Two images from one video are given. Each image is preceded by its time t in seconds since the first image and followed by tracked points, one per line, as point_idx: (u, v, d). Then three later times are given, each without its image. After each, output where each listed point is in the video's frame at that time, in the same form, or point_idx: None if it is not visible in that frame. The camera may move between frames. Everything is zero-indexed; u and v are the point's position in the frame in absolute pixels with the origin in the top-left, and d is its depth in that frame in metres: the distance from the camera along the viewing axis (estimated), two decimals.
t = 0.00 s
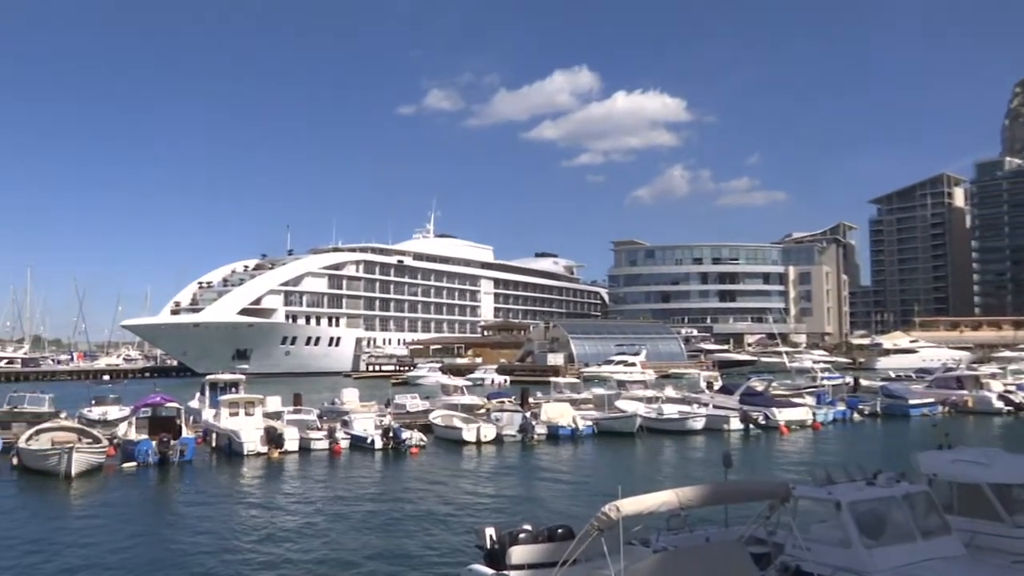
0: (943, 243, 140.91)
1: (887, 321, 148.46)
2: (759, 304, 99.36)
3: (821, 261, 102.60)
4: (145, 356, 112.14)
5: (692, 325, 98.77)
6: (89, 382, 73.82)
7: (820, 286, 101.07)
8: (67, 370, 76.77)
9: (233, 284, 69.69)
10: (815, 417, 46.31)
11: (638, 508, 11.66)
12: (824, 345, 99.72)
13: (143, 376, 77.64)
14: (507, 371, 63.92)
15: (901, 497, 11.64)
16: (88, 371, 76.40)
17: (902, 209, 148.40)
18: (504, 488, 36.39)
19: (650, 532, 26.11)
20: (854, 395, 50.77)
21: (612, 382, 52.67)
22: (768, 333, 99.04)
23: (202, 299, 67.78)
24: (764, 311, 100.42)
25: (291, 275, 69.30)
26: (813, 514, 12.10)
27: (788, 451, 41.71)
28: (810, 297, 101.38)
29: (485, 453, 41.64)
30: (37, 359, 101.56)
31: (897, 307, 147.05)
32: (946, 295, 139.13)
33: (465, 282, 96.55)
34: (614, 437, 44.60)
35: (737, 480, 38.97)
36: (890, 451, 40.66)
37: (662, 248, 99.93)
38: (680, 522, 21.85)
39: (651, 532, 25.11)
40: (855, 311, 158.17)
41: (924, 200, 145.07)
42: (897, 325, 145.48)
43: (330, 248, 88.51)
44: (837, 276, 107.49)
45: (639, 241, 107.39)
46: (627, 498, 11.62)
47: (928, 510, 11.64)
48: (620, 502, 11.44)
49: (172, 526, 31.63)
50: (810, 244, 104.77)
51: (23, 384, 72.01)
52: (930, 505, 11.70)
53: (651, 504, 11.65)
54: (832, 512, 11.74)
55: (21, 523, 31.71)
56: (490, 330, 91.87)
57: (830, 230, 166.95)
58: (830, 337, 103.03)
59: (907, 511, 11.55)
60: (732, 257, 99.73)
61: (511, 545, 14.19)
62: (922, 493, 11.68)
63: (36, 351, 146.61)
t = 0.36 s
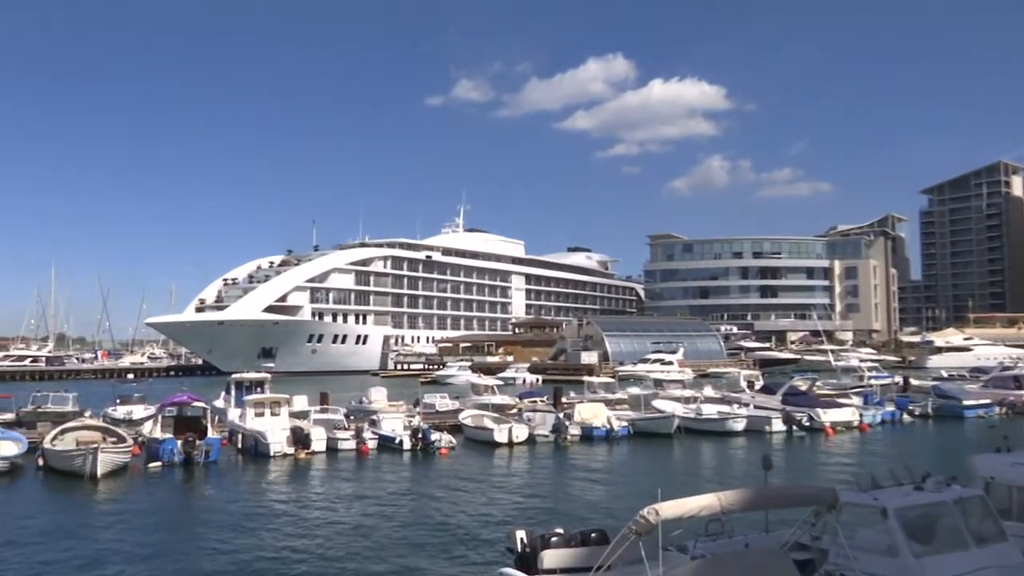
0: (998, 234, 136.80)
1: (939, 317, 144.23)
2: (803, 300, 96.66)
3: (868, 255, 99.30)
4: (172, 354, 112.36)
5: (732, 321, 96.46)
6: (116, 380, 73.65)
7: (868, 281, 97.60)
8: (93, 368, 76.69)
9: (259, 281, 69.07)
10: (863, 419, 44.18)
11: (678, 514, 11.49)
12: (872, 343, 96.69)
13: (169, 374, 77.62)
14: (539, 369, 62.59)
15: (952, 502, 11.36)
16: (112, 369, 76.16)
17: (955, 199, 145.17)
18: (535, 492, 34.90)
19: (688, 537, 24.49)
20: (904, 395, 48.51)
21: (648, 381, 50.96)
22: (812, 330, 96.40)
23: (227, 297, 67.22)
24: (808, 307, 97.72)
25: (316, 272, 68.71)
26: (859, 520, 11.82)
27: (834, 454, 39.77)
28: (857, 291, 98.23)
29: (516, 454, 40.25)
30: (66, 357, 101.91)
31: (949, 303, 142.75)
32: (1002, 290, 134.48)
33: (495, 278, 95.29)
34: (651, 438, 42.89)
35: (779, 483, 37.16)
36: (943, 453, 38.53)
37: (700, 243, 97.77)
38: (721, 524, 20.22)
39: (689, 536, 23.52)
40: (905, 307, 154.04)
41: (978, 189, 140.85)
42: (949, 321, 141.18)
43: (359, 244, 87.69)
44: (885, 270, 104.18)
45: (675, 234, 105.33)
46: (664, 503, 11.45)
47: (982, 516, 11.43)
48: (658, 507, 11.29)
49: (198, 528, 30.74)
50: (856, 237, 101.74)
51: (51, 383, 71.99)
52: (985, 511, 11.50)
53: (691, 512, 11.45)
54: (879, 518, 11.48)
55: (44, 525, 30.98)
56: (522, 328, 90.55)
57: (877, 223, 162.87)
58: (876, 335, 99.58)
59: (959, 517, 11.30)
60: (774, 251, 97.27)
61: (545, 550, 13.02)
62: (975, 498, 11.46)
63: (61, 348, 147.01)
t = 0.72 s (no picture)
0: None
1: (988, 315, 140.33)
2: (843, 298, 94.35)
3: (912, 249, 96.90)
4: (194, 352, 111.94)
5: (768, 319, 94.77)
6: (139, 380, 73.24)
7: (912, 278, 95.52)
8: (112, 369, 76.32)
9: (280, 278, 68.24)
10: (907, 421, 42.26)
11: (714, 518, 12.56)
12: (916, 342, 94.29)
13: (190, 374, 77.32)
14: (568, 368, 61.32)
15: (1002, 510, 11.03)
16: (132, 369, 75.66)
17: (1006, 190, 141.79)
18: (564, 495, 33.60)
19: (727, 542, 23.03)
20: (951, 397, 46.40)
21: (681, 381, 49.34)
22: (854, 329, 94.05)
23: (248, 294, 66.51)
24: (848, 305, 95.42)
25: (338, 268, 67.98)
26: (903, 527, 11.19)
27: (877, 457, 38.02)
28: (900, 288, 96.19)
29: (545, 457, 38.96)
30: (88, 357, 101.75)
31: (999, 299, 138.67)
32: None
33: (523, 274, 93.90)
34: (684, 440, 41.30)
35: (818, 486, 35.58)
36: (992, 457, 36.65)
37: (736, 237, 95.39)
38: (759, 530, 18.86)
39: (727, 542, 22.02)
40: (951, 303, 150.21)
41: None
42: (998, 319, 137.18)
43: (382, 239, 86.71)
44: (930, 265, 101.53)
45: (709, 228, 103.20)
46: (698, 508, 12.29)
47: None
48: (690, 511, 12.09)
49: (219, 531, 29.75)
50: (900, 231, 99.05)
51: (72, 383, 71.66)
52: None
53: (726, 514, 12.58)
54: (923, 525, 10.94)
55: (62, 528, 30.16)
56: (550, 326, 89.25)
57: (921, 217, 158.87)
58: (922, 334, 97.74)
59: (1011, 527, 10.97)
60: (813, 246, 94.84)
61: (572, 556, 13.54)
62: None
63: (79, 347, 146.66)
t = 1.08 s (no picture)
0: None
1: None
2: (879, 297, 91.93)
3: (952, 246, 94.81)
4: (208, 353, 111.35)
5: (799, 319, 92.77)
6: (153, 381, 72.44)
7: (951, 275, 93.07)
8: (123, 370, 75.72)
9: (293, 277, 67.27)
10: (946, 426, 40.38)
11: (739, 525, 12.07)
12: (955, 343, 91.58)
13: (201, 376, 76.64)
14: (591, 370, 59.91)
15: None
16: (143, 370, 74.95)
17: None
18: (587, 503, 32.01)
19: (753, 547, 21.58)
20: (993, 401, 44.38)
21: (709, 384, 47.67)
22: (891, 329, 91.75)
23: (261, 294, 65.57)
24: (885, 304, 92.94)
25: (353, 268, 66.95)
26: (941, 533, 11.71)
27: (916, 463, 36.22)
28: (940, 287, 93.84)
29: (567, 461, 37.57)
30: (103, 358, 101.31)
31: None
32: None
33: (544, 273, 92.33)
34: (711, 445, 39.73)
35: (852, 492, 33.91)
36: None
37: (766, 234, 93.61)
38: (790, 538, 17.33)
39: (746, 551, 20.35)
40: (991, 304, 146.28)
41: None
42: None
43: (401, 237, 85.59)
44: (971, 263, 98.64)
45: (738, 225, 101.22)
46: (723, 515, 11.97)
47: None
48: (714, 519, 11.82)
49: (231, 539, 28.54)
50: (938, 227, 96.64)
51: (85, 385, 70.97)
52: None
53: (753, 520, 12.05)
54: (963, 532, 11.40)
55: (69, 534, 29.09)
56: (573, 327, 87.81)
57: (958, 214, 155.08)
58: (961, 334, 95.04)
59: None
60: (847, 243, 92.35)
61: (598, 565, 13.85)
62: None
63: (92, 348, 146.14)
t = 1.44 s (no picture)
0: None
1: None
2: (907, 297, 90.23)
3: (983, 245, 92.94)
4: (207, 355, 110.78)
5: (824, 319, 90.26)
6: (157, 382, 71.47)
7: (982, 273, 90.97)
8: (121, 373, 75.01)
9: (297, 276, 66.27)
10: (977, 431, 38.74)
11: (760, 531, 11.30)
12: (986, 343, 89.33)
13: (201, 378, 75.91)
14: (607, 372, 58.54)
15: None
16: (141, 373, 74.46)
17: None
18: (603, 511, 30.51)
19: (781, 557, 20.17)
20: None
21: (728, 387, 46.16)
22: (919, 329, 89.83)
23: (264, 294, 64.53)
24: (912, 304, 91.29)
25: (360, 267, 65.82)
26: (974, 545, 11.51)
27: (947, 469, 34.60)
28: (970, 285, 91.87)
29: (581, 467, 36.17)
30: (102, 360, 100.21)
31: None
32: None
33: (557, 272, 90.95)
34: (731, 451, 38.22)
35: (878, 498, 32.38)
36: None
37: (788, 232, 92.09)
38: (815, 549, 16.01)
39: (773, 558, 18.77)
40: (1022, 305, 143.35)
41: None
42: None
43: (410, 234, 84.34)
44: (1002, 261, 96.30)
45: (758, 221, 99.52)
46: (742, 522, 11.23)
47: None
48: (736, 526, 11.04)
49: (233, 547, 27.28)
50: (968, 224, 94.73)
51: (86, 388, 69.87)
52: None
53: (773, 526, 11.41)
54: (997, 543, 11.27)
55: (65, 541, 27.95)
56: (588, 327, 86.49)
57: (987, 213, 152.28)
58: (993, 335, 92.66)
59: None
60: (873, 241, 90.42)
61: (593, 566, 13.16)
62: None
63: (90, 350, 144.94)
